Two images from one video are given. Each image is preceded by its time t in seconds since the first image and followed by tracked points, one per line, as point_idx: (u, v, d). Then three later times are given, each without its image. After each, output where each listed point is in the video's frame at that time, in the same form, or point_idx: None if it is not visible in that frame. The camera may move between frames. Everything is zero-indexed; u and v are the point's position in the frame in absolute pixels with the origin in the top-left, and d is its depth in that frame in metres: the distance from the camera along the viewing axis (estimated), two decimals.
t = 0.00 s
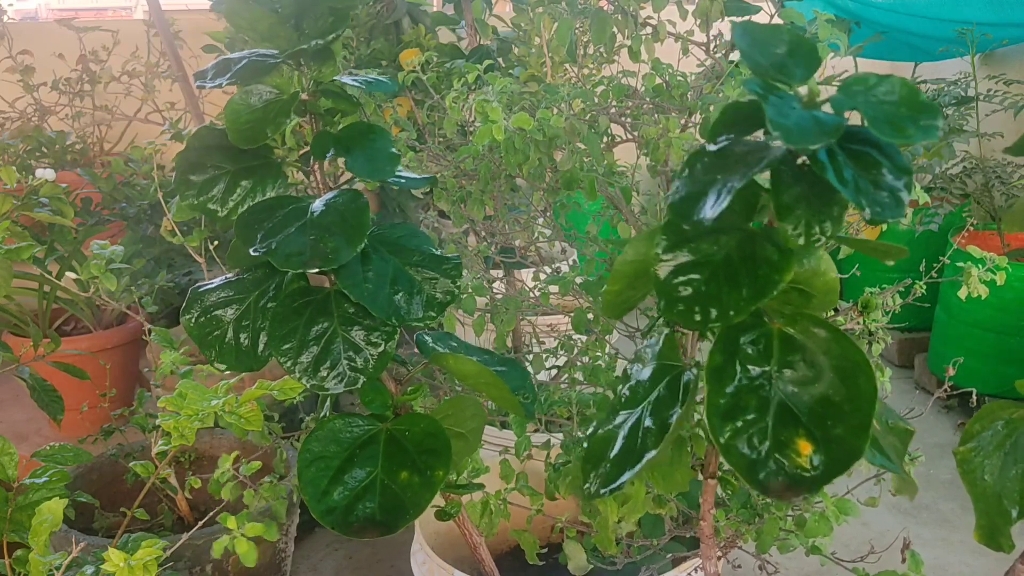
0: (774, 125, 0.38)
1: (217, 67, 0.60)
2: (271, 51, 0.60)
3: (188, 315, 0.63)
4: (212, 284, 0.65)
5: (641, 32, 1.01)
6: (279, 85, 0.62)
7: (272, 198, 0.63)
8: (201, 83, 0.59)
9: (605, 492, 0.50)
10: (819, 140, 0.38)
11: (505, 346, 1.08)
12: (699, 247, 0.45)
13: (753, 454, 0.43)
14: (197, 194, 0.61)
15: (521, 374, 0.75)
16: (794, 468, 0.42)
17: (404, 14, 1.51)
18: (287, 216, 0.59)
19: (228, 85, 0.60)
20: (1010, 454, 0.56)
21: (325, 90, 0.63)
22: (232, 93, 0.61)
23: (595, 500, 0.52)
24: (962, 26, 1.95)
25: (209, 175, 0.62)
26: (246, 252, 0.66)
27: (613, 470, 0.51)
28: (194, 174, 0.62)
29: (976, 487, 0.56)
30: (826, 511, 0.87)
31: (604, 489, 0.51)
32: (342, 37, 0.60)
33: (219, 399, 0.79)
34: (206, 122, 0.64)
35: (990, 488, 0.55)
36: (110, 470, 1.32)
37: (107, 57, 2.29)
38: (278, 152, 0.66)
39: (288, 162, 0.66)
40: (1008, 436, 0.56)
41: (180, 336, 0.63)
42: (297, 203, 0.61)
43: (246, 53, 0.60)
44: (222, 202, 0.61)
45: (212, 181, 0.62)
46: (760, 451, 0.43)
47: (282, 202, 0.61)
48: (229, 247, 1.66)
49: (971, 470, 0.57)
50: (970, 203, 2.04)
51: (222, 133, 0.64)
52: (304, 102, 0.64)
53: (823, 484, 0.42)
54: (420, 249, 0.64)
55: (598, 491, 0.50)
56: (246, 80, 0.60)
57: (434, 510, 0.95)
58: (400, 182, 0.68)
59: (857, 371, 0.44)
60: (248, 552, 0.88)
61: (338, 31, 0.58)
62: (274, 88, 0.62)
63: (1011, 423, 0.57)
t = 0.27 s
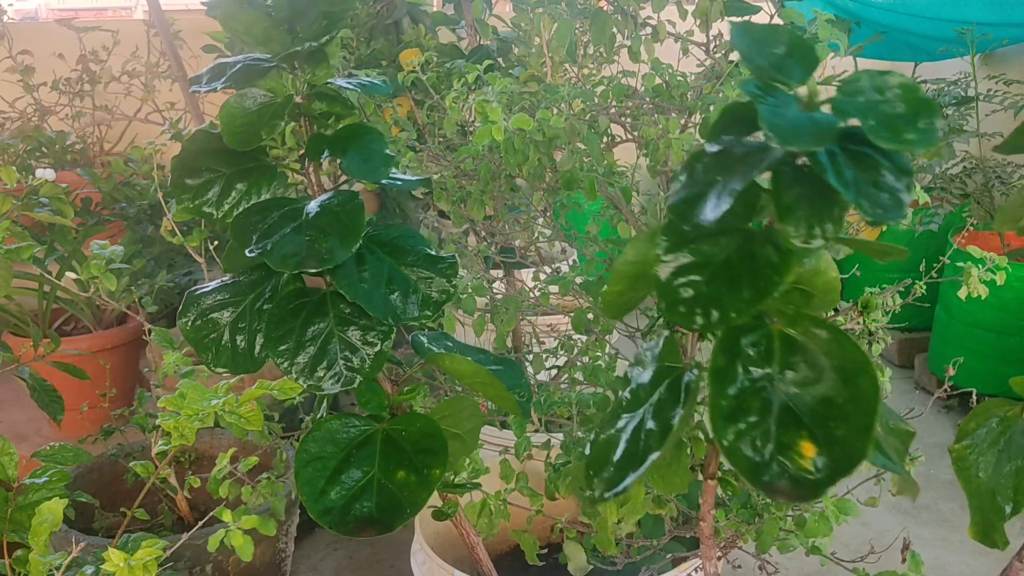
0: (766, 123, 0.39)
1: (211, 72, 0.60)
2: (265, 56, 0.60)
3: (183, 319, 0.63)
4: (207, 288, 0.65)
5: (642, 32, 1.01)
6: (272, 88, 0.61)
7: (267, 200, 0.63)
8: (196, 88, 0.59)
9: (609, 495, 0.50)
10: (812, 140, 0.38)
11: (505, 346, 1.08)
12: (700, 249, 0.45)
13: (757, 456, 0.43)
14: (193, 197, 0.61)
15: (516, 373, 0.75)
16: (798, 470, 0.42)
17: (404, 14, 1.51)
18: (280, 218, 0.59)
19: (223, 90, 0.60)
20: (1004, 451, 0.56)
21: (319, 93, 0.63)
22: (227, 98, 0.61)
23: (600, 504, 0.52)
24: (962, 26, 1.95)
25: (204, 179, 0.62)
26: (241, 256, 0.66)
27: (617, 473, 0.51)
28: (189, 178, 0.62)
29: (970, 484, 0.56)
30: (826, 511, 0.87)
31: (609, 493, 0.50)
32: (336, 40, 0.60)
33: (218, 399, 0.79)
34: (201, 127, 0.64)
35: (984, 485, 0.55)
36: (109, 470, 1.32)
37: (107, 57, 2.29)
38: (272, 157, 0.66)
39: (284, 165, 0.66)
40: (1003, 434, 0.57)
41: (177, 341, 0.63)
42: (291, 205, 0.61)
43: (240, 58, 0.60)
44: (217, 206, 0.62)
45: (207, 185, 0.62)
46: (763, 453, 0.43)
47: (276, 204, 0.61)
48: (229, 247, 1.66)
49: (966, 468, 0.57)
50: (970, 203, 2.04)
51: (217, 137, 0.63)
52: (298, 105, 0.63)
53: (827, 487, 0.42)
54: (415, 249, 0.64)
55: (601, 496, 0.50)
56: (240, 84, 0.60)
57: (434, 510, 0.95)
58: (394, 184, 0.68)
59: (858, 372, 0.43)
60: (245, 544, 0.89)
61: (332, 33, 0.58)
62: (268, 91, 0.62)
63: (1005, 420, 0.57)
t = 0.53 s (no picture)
0: (750, 117, 0.38)
1: (216, 69, 0.60)
2: (270, 53, 0.60)
3: (185, 317, 0.63)
4: (209, 286, 0.65)
5: (641, 32, 1.01)
6: (277, 86, 0.61)
7: (270, 198, 0.63)
8: (201, 86, 0.59)
9: (597, 490, 0.50)
10: (794, 136, 0.37)
11: (505, 346, 1.08)
12: (687, 244, 0.45)
13: (740, 449, 0.43)
14: (196, 195, 0.61)
15: (518, 372, 0.75)
16: (781, 464, 0.43)
17: (404, 14, 1.51)
18: (284, 216, 0.59)
19: (227, 87, 0.60)
20: (1003, 452, 0.56)
21: (324, 92, 0.63)
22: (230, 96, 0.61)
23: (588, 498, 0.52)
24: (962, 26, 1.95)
25: (207, 176, 0.62)
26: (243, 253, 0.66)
27: (606, 468, 0.51)
28: (192, 175, 0.62)
29: (969, 484, 0.56)
30: (826, 511, 0.87)
31: (597, 487, 0.50)
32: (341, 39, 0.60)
33: (218, 398, 0.79)
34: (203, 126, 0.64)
35: (983, 486, 0.55)
36: (110, 470, 1.32)
37: (107, 57, 2.29)
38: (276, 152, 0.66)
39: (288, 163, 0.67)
40: (1002, 434, 0.57)
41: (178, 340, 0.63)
42: (295, 203, 0.61)
43: (245, 56, 0.60)
44: (219, 203, 0.62)
45: (209, 183, 0.62)
46: (747, 446, 0.43)
47: (280, 202, 0.61)
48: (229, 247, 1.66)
49: (966, 468, 0.56)
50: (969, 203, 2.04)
51: (219, 134, 0.63)
52: (303, 103, 0.63)
53: (810, 479, 0.42)
54: (417, 249, 0.64)
55: (590, 489, 0.50)
56: (245, 82, 0.60)
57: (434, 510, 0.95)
58: (397, 183, 0.68)
59: (845, 367, 0.44)
60: (245, 542, 0.88)
61: (338, 32, 0.58)
62: (272, 89, 0.61)
63: (1004, 421, 0.57)
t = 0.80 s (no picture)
0: (776, 122, 0.38)
1: (225, 62, 0.60)
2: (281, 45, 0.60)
3: (193, 311, 0.63)
4: (217, 280, 0.65)
5: (641, 32, 1.01)
6: (286, 81, 0.61)
7: (278, 194, 0.63)
8: (212, 78, 0.59)
9: (607, 492, 0.50)
10: (822, 137, 0.38)
11: (505, 346, 1.09)
12: (701, 245, 0.45)
13: (754, 451, 0.43)
14: (205, 188, 0.61)
15: (525, 372, 0.75)
16: (795, 466, 0.42)
17: (404, 14, 1.51)
18: (293, 214, 0.59)
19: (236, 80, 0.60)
20: (1010, 456, 0.55)
21: (335, 87, 0.63)
22: (240, 89, 0.61)
23: (597, 501, 0.52)
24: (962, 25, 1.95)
25: (216, 171, 0.62)
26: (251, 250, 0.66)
27: (615, 470, 0.51)
28: (201, 169, 0.62)
29: (977, 488, 0.56)
30: (826, 511, 0.87)
31: (607, 489, 0.50)
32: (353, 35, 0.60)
33: (218, 399, 0.79)
34: (212, 120, 0.64)
35: (991, 489, 0.55)
36: (110, 470, 1.32)
37: (107, 56, 2.29)
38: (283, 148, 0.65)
39: (295, 159, 0.66)
40: (1011, 437, 0.56)
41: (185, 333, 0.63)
42: (303, 201, 0.61)
43: (256, 49, 0.60)
44: (228, 198, 0.61)
45: (218, 178, 0.62)
46: (761, 448, 0.43)
47: (288, 200, 0.61)
48: (229, 247, 1.66)
49: (971, 471, 0.57)
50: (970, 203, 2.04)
51: (228, 128, 0.63)
52: (313, 98, 0.63)
53: (823, 481, 0.42)
54: (425, 248, 0.64)
55: (599, 492, 0.50)
56: (254, 75, 0.59)
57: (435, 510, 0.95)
58: (405, 180, 0.68)
59: (857, 369, 0.44)
60: (248, 547, 0.89)
61: (350, 27, 0.58)
62: (282, 83, 0.61)
63: (1012, 424, 0.57)
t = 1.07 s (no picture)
0: (780, 123, 0.38)
1: (226, 61, 0.60)
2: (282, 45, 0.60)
3: (194, 310, 0.63)
4: (218, 280, 0.65)
5: (642, 32, 1.01)
6: (287, 80, 0.61)
7: (280, 194, 0.63)
8: (212, 77, 0.59)
9: (609, 492, 0.50)
10: (828, 140, 0.38)
11: (505, 346, 1.09)
12: (705, 247, 0.46)
13: (758, 454, 0.43)
14: (206, 188, 0.61)
15: (527, 371, 0.75)
16: (800, 470, 0.42)
17: (404, 14, 1.51)
18: (294, 214, 0.59)
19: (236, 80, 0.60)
20: (1012, 457, 0.56)
21: (335, 86, 0.63)
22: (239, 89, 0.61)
23: (599, 502, 0.52)
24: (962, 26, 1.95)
25: (217, 170, 0.62)
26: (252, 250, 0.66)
27: (617, 471, 0.51)
28: (201, 169, 0.62)
29: (978, 489, 0.56)
30: (826, 511, 0.87)
31: (609, 490, 0.50)
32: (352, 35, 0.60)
33: (219, 399, 0.79)
34: (211, 119, 0.64)
35: (993, 490, 0.55)
36: (110, 470, 1.32)
37: (107, 56, 2.29)
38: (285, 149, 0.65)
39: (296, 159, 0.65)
40: (1012, 439, 0.56)
41: (186, 332, 0.63)
42: (305, 202, 0.61)
43: (256, 49, 0.60)
44: (228, 198, 0.61)
45: (219, 177, 0.62)
46: (765, 451, 0.43)
47: (288, 200, 0.62)
48: (229, 247, 1.66)
49: (974, 472, 0.57)
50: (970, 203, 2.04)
51: (228, 129, 0.63)
52: (314, 98, 0.63)
53: (829, 486, 0.42)
54: (427, 248, 0.64)
55: (601, 493, 0.50)
56: (254, 75, 0.59)
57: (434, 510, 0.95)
58: (406, 180, 0.68)
59: (862, 373, 0.44)
60: (245, 541, 0.88)
61: (350, 26, 0.58)
62: (283, 83, 0.61)
63: (1013, 425, 0.57)
